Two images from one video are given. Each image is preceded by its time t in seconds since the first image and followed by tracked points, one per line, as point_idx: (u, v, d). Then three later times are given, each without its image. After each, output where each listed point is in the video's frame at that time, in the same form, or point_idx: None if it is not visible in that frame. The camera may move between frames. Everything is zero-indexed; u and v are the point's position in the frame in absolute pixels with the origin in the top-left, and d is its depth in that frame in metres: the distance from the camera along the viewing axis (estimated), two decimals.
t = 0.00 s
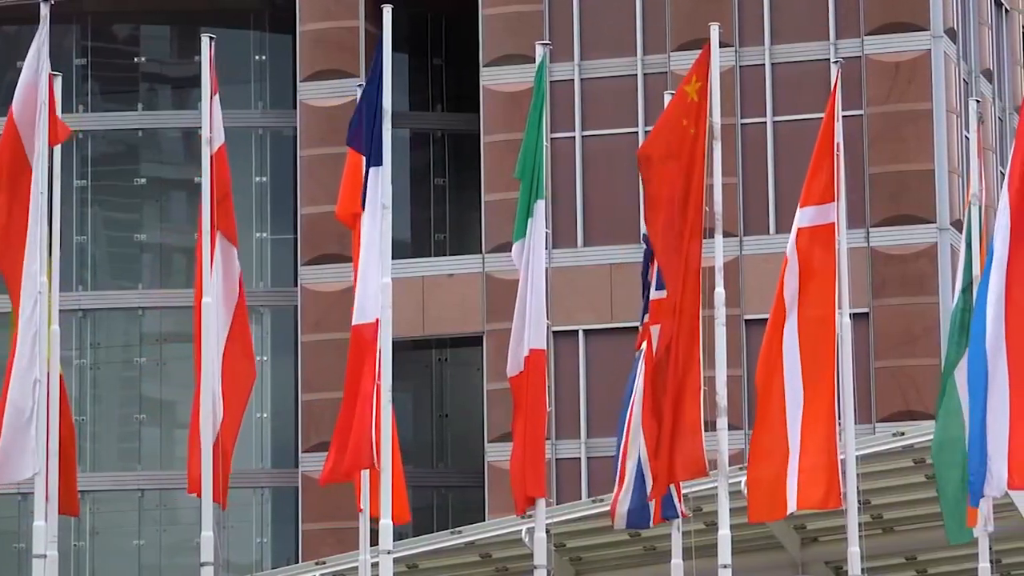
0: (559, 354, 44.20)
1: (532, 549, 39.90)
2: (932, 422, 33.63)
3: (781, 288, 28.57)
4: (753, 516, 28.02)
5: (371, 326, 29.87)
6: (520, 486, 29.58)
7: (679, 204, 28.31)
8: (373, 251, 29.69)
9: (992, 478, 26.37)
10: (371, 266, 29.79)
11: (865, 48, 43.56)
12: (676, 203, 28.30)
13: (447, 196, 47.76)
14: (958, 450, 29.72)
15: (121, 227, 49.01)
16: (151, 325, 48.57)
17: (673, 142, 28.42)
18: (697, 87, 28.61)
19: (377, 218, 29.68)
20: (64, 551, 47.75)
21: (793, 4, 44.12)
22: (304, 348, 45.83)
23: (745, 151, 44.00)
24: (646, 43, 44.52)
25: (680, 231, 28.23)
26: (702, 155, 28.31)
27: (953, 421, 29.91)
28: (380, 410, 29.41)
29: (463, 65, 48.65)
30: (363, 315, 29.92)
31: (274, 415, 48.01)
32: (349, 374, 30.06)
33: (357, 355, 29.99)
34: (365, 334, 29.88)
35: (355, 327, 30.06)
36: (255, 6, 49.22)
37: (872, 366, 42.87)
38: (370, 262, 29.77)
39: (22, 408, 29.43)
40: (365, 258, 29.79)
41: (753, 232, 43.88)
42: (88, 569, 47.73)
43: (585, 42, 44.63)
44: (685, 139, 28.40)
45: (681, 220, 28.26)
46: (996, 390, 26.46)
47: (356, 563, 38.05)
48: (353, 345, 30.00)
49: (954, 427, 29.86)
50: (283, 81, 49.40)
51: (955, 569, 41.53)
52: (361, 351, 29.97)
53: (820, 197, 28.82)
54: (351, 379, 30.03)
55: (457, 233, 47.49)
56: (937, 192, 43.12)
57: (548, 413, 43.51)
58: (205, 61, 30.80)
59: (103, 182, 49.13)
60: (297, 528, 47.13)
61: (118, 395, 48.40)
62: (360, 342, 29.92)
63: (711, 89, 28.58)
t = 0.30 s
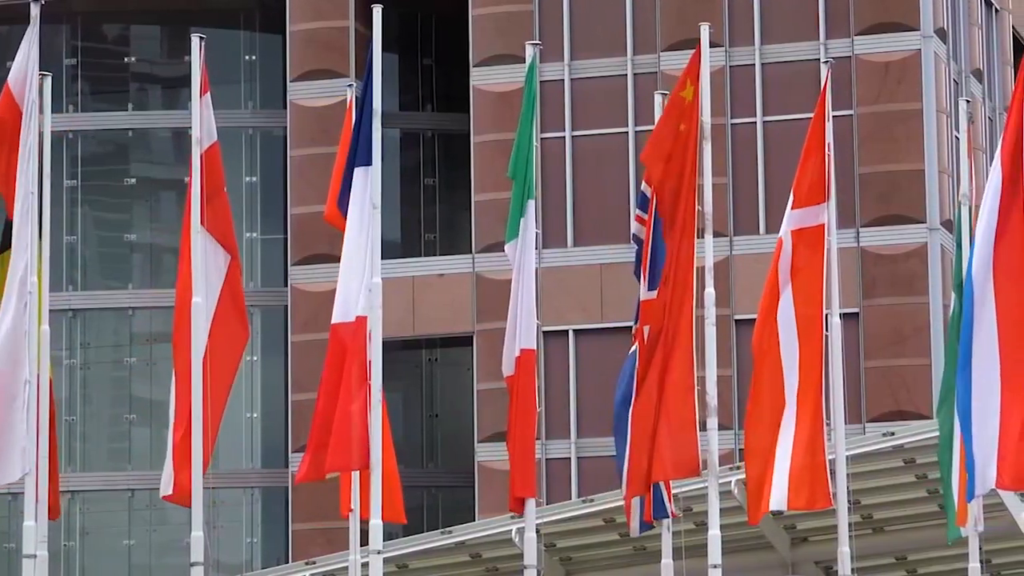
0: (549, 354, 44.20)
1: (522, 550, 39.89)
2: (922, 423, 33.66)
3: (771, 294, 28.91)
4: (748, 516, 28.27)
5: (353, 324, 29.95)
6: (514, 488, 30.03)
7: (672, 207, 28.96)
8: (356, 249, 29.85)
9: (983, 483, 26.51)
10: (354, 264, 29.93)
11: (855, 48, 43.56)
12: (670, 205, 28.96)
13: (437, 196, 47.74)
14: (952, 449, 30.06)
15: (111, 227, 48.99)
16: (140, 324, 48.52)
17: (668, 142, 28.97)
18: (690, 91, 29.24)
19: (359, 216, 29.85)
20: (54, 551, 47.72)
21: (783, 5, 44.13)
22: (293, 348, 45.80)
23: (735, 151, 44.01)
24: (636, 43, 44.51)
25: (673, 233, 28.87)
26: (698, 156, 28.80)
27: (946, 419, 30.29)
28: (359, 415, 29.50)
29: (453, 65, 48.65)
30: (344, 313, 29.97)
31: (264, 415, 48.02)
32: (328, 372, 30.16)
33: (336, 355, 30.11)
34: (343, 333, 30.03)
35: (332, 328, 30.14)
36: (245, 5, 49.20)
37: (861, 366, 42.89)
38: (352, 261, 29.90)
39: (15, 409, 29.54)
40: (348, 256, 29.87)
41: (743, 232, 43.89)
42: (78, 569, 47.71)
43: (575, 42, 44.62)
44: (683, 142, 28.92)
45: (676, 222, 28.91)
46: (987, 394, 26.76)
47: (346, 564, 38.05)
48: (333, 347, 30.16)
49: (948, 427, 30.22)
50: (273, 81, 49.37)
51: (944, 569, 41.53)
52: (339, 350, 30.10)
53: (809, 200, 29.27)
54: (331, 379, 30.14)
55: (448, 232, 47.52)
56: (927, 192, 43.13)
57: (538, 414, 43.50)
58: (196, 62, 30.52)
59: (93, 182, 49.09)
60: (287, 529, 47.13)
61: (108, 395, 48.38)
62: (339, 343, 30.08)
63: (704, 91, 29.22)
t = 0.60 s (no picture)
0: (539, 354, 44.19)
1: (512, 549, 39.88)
2: (912, 423, 33.72)
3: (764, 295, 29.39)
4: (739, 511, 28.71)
5: (332, 325, 29.70)
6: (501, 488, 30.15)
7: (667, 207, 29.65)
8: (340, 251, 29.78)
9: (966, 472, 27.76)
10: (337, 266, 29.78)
11: (845, 48, 43.57)
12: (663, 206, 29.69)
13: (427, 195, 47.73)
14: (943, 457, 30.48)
15: (102, 227, 49.00)
16: (130, 324, 48.54)
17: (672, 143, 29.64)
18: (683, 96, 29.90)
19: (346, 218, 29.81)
20: (44, 551, 47.69)
21: (773, 5, 44.12)
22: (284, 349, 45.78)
23: (725, 151, 44.00)
24: (626, 43, 44.51)
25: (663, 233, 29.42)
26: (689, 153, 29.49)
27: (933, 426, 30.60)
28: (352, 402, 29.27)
29: (443, 65, 48.64)
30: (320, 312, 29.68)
31: (254, 415, 47.95)
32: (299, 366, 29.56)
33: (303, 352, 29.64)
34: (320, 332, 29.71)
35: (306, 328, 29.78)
36: (235, 5, 49.21)
37: (852, 366, 42.88)
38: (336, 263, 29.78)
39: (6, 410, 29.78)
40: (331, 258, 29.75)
41: (733, 232, 43.88)
42: (68, 569, 47.68)
43: (565, 42, 44.63)
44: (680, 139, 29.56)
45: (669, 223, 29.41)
46: (972, 383, 28.08)
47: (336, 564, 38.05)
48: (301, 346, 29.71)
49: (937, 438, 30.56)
50: (263, 80, 49.36)
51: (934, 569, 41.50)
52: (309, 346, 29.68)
53: (800, 205, 29.80)
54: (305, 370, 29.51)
55: (437, 231, 47.50)
56: (917, 192, 43.13)
57: (529, 414, 43.49)
58: (186, 61, 30.69)
59: (83, 183, 49.05)
60: (276, 529, 47.12)
61: (98, 395, 48.36)
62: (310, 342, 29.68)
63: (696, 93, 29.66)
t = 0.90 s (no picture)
0: (529, 353, 44.18)
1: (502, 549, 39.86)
2: (902, 423, 33.74)
3: (765, 285, 29.75)
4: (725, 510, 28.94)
5: (308, 325, 28.93)
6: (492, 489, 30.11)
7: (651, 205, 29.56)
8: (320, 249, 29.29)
9: (959, 477, 28.43)
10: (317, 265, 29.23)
11: (835, 48, 43.57)
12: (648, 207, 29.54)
13: (417, 195, 47.72)
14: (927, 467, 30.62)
15: (92, 227, 49.00)
16: (121, 324, 48.53)
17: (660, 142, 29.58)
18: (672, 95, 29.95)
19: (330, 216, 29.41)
20: (34, 551, 47.66)
21: (763, 5, 44.11)
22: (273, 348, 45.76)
23: (715, 151, 44.00)
24: (616, 43, 44.50)
25: (649, 231, 29.31)
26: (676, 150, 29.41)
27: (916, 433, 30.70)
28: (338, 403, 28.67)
29: (433, 65, 48.63)
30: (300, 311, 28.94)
31: (244, 415, 47.89)
32: (274, 366, 28.69)
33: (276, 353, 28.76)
34: (295, 333, 28.88)
35: (279, 329, 28.87)
36: (225, 5, 49.22)
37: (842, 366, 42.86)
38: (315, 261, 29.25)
39: None
40: (312, 255, 29.27)
41: (724, 232, 43.86)
42: (58, 569, 47.66)
43: (555, 42, 44.64)
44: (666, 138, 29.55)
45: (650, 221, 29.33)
46: (966, 388, 28.70)
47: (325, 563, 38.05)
48: (272, 346, 28.80)
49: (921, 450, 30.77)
50: (254, 80, 49.34)
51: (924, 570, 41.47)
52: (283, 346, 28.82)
53: (791, 206, 29.98)
54: (282, 371, 28.69)
55: (427, 231, 47.41)
56: (907, 192, 43.11)
57: (519, 413, 43.46)
58: (176, 62, 30.75)
59: (73, 183, 49.05)
60: (266, 530, 47.11)
61: (88, 395, 48.37)
62: (284, 342, 28.82)
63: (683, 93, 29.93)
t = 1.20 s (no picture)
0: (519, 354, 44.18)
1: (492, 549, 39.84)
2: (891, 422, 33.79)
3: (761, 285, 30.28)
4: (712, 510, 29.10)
5: (287, 324, 28.57)
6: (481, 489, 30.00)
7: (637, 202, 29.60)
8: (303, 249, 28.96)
9: (956, 474, 28.83)
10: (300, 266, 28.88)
11: (825, 48, 43.57)
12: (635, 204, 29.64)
13: (407, 196, 47.78)
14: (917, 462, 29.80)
15: (82, 227, 49.00)
16: (111, 324, 48.52)
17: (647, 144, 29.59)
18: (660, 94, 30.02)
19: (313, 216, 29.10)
20: (25, 551, 47.63)
21: (753, 5, 44.11)
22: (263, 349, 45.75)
23: (705, 150, 44.00)
24: (606, 43, 44.49)
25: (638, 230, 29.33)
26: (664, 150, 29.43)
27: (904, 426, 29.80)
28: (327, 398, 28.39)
29: (423, 65, 48.65)
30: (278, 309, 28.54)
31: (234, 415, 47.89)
32: (258, 361, 28.36)
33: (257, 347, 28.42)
34: (273, 330, 28.52)
35: (255, 325, 28.50)
36: (216, 5, 49.25)
37: (832, 366, 42.85)
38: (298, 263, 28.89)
39: None
40: (295, 256, 28.89)
41: (713, 232, 43.89)
42: (48, 569, 47.61)
43: (545, 42, 44.64)
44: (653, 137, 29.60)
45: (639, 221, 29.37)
46: (962, 383, 29.11)
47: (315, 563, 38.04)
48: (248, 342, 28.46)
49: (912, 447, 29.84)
50: (244, 80, 49.36)
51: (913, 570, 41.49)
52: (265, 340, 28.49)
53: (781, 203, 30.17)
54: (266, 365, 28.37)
55: (418, 231, 47.50)
56: (897, 192, 43.12)
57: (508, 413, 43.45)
58: (166, 61, 30.60)
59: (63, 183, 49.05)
60: (257, 530, 47.10)
61: (79, 395, 48.36)
62: (261, 339, 28.48)
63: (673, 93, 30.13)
